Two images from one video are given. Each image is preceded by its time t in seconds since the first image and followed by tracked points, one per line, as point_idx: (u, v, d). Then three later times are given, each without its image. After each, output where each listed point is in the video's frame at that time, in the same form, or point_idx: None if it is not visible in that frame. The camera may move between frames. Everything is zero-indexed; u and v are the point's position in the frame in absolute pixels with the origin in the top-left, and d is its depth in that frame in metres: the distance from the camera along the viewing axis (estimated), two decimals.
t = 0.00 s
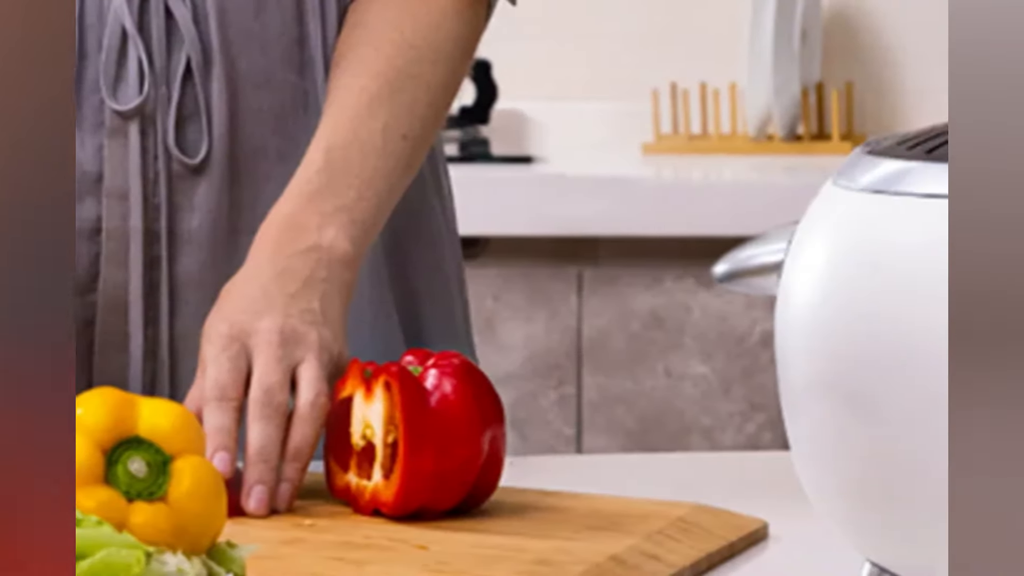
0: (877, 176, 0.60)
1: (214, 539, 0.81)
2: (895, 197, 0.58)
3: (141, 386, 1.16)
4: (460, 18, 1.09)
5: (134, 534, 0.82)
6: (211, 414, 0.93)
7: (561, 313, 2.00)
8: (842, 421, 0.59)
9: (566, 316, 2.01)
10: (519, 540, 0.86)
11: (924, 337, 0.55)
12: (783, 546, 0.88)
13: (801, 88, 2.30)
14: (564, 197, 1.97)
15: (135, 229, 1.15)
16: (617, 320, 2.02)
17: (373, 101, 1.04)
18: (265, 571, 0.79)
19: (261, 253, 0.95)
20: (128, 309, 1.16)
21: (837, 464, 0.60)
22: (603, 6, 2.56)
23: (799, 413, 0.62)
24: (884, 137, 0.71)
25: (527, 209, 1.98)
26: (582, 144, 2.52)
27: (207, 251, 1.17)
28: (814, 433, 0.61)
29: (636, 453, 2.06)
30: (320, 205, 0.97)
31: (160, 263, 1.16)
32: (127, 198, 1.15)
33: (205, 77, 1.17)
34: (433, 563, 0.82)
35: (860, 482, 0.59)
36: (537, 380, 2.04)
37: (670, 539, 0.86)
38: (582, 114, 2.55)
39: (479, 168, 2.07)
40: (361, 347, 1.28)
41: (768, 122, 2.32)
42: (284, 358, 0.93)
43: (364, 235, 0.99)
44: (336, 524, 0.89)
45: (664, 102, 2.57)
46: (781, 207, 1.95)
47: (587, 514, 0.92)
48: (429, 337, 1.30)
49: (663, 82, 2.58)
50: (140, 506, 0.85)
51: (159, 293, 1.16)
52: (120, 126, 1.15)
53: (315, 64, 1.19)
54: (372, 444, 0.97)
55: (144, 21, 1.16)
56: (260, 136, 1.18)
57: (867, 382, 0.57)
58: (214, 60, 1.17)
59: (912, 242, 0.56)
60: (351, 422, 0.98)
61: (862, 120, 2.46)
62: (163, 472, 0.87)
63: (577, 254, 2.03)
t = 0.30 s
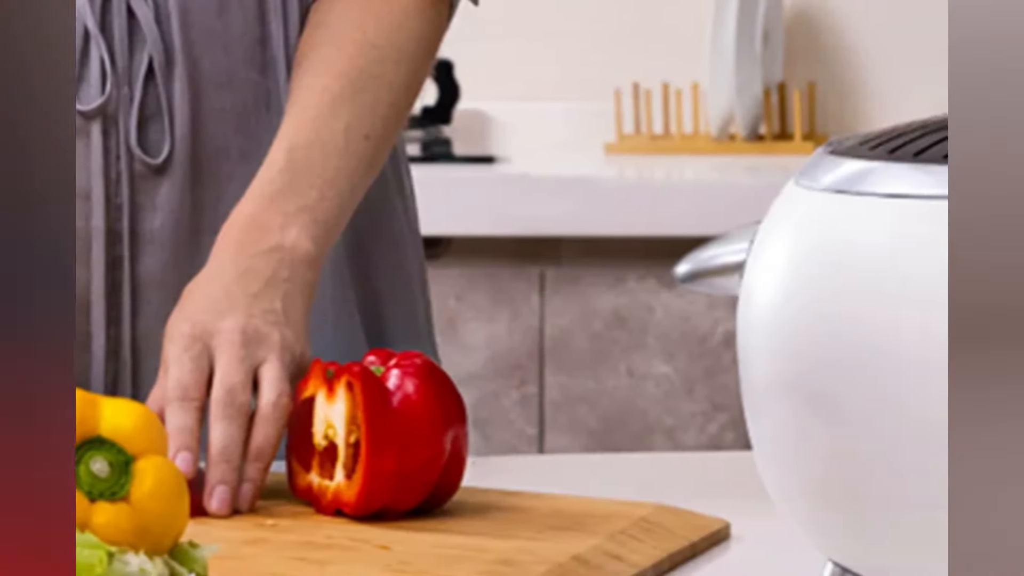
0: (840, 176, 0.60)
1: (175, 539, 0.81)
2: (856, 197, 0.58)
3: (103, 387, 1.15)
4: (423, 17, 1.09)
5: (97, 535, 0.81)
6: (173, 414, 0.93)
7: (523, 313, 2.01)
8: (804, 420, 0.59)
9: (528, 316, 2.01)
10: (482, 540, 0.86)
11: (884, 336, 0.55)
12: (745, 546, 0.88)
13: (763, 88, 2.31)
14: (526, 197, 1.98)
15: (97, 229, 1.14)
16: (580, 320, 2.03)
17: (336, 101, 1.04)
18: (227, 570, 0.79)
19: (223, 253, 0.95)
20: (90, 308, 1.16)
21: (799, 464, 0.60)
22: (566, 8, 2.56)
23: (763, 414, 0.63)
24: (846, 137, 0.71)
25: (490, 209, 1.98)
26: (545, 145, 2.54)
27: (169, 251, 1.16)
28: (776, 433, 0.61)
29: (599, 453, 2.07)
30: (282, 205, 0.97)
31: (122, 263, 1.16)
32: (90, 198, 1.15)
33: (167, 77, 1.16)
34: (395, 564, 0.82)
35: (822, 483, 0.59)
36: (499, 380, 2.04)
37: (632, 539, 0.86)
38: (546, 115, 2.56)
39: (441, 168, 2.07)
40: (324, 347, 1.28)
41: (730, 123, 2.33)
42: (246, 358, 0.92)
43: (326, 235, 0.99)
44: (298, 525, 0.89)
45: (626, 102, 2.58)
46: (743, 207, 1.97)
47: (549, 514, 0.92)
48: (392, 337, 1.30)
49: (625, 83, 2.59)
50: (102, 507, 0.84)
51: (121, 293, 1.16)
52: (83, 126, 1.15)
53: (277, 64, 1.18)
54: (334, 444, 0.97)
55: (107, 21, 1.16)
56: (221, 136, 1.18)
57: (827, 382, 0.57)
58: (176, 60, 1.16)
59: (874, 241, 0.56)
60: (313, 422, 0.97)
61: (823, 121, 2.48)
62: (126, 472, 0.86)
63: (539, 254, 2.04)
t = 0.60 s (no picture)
0: (802, 176, 0.61)
1: (136, 540, 0.80)
2: (818, 197, 0.59)
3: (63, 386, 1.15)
4: (385, 18, 1.09)
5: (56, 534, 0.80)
6: (135, 414, 0.92)
7: (485, 313, 2.01)
8: (766, 420, 0.59)
9: (490, 316, 2.01)
10: (444, 540, 0.86)
11: (845, 335, 0.56)
12: (707, 545, 0.89)
13: (725, 88, 2.32)
14: (487, 198, 1.98)
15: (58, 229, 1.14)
16: (542, 320, 2.04)
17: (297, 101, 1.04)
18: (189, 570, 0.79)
19: (185, 253, 0.95)
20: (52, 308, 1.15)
21: (763, 463, 0.60)
22: (529, 8, 2.57)
23: (725, 414, 0.63)
24: (807, 138, 0.72)
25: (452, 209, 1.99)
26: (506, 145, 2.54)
27: (131, 251, 1.16)
28: (739, 432, 0.62)
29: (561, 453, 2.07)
30: (243, 205, 0.97)
31: (84, 263, 1.15)
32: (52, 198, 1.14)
33: (129, 77, 1.16)
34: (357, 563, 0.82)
35: (784, 482, 0.60)
36: (461, 380, 2.04)
37: (594, 539, 0.87)
38: (508, 115, 2.57)
39: (403, 168, 2.07)
40: (285, 347, 1.27)
41: (692, 123, 2.34)
42: (207, 358, 0.92)
43: (288, 235, 0.99)
44: (260, 524, 0.89)
45: (588, 102, 2.58)
46: (705, 207, 1.97)
47: (511, 514, 0.92)
48: (354, 337, 1.30)
49: (587, 83, 2.59)
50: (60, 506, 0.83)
51: (83, 293, 1.15)
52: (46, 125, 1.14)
53: (239, 64, 1.18)
54: (296, 444, 0.96)
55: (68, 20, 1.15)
56: (184, 136, 1.18)
57: (789, 381, 0.58)
58: (138, 60, 1.16)
59: (835, 240, 0.57)
60: (275, 422, 0.97)
61: (785, 121, 2.49)
62: (86, 471, 0.84)
63: (501, 254, 2.04)
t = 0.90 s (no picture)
0: (765, 176, 0.62)
1: (98, 540, 0.79)
2: (781, 197, 0.60)
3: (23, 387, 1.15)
4: (347, 17, 1.09)
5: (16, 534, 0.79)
6: (97, 414, 0.91)
7: (447, 313, 2.02)
8: (729, 420, 0.60)
9: (452, 316, 2.02)
10: (406, 540, 0.86)
11: (807, 335, 0.56)
12: (669, 546, 0.89)
13: (688, 87, 2.33)
14: (449, 197, 1.98)
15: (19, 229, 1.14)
16: (505, 320, 2.04)
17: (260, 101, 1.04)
18: (150, 570, 0.78)
19: (147, 253, 0.94)
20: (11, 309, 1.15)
21: (725, 463, 0.61)
22: (492, 8, 2.57)
23: (688, 414, 0.63)
24: (768, 138, 0.73)
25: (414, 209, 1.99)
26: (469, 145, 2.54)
27: (94, 251, 1.16)
28: (701, 433, 0.62)
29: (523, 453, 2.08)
30: (206, 205, 0.97)
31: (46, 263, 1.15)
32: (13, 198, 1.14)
33: (92, 77, 1.17)
34: (319, 563, 0.82)
35: (747, 482, 0.60)
36: (423, 379, 2.05)
37: (556, 539, 0.87)
38: (471, 114, 2.57)
39: (366, 168, 2.07)
40: (247, 347, 1.27)
41: (654, 123, 2.35)
42: (170, 358, 0.92)
43: (251, 236, 0.99)
44: (223, 524, 0.89)
45: (551, 102, 2.59)
46: (667, 206, 1.97)
47: (473, 515, 0.92)
48: (316, 337, 1.30)
49: (550, 83, 2.59)
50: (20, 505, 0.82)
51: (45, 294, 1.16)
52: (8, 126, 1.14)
53: (202, 64, 1.18)
54: (258, 444, 0.96)
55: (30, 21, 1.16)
56: (146, 136, 1.18)
57: (752, 381, 0.58)
58: (101, 60, 1.17)
59: (799, 240, 0.58)
60: (237, 422, 0.97)
61: (748, 121, 2.51)
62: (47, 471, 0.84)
63: (463, 254, 2.05)
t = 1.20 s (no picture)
0: (726, 176, 0.62)
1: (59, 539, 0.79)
2: (743, 197, 0.60)
3: None
4: (310, 17, 1.09)
5: None
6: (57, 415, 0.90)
7: (409, 313, 2.02)
8: (690, 420, 0.60)
9: (414, 316, 2.02)
10: (367, 540, 0.86)
11: (771, 336, 0.57)
12: (631, 545, 0.90)
13: (650, 87, 2.33)
14: (411, 197, 1.98)
15: None
16: (467, 320, 2.04)
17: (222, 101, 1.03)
18: (111, 570, 0.78)
19: (110, 253, 0.94)
20: None
21: (685, 463, 0.61)
22: (454, 9, 2.57)
23: (650, 414, 0.64)
24: (730, 138, 0.73)
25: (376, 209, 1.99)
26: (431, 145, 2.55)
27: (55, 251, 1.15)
28: (663, 433, 0.63)
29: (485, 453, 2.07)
30: (168, 205, 0.97)
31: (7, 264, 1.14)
32: None
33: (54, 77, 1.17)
34: (281, 563, 0.82)
35: (707, 482, 0.60)
36: (386, 380, 2.05)
37: (518, 539, 0.87)
38: (433, 114, 2.57)
39: (328, 168, 2.07)
40: (208, 347, 1.27)
41: (616, 123, 2.36)
42: (132, 358, 0.91)
43: (213, 236, 0.99)
44: (185, 524, 0.88)
45: (512, 102, 2.59)
46: (630, 206, 1.97)
47: (435, 514, 0.92)
48: (278, 337, 1.30)
49: (511, 82, 2.59)
50: None
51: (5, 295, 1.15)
52: None
53: (165, 64, 1.19)
54: (220, 444, 0.96)
55: None
56: (108, 136, 1.17)
57: (715, 382, 0.59)
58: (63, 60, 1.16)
59: (762, 241, 0.58)
60: (201, 422, 0.98)
61: (710, 120, 2.53)
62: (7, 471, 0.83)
63: (425, 254, 2.05)
